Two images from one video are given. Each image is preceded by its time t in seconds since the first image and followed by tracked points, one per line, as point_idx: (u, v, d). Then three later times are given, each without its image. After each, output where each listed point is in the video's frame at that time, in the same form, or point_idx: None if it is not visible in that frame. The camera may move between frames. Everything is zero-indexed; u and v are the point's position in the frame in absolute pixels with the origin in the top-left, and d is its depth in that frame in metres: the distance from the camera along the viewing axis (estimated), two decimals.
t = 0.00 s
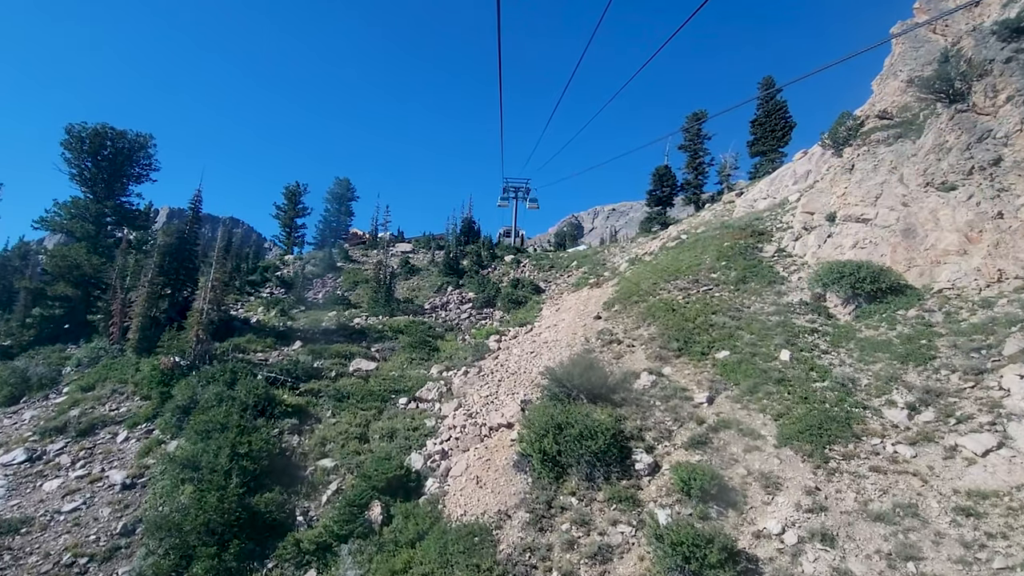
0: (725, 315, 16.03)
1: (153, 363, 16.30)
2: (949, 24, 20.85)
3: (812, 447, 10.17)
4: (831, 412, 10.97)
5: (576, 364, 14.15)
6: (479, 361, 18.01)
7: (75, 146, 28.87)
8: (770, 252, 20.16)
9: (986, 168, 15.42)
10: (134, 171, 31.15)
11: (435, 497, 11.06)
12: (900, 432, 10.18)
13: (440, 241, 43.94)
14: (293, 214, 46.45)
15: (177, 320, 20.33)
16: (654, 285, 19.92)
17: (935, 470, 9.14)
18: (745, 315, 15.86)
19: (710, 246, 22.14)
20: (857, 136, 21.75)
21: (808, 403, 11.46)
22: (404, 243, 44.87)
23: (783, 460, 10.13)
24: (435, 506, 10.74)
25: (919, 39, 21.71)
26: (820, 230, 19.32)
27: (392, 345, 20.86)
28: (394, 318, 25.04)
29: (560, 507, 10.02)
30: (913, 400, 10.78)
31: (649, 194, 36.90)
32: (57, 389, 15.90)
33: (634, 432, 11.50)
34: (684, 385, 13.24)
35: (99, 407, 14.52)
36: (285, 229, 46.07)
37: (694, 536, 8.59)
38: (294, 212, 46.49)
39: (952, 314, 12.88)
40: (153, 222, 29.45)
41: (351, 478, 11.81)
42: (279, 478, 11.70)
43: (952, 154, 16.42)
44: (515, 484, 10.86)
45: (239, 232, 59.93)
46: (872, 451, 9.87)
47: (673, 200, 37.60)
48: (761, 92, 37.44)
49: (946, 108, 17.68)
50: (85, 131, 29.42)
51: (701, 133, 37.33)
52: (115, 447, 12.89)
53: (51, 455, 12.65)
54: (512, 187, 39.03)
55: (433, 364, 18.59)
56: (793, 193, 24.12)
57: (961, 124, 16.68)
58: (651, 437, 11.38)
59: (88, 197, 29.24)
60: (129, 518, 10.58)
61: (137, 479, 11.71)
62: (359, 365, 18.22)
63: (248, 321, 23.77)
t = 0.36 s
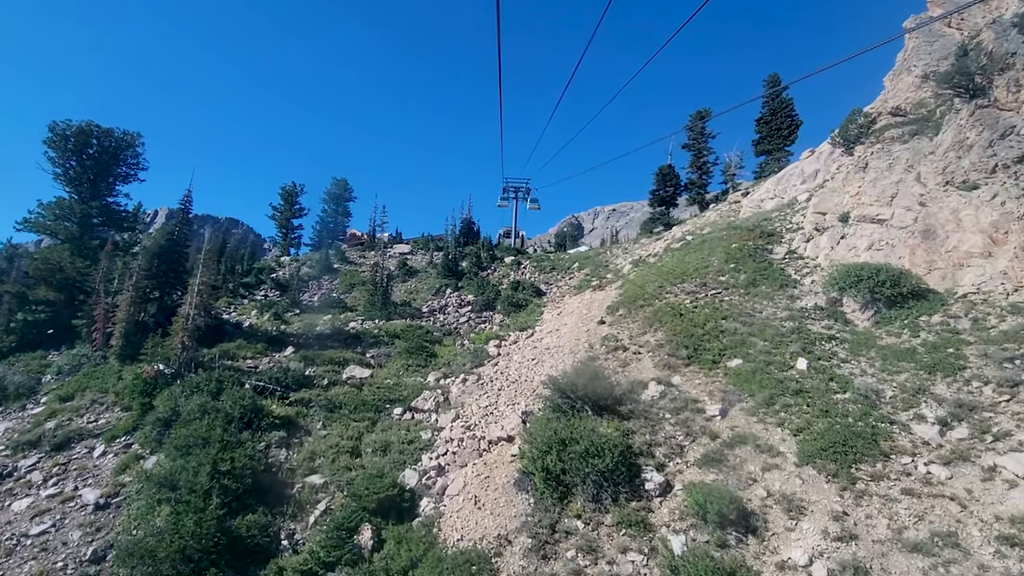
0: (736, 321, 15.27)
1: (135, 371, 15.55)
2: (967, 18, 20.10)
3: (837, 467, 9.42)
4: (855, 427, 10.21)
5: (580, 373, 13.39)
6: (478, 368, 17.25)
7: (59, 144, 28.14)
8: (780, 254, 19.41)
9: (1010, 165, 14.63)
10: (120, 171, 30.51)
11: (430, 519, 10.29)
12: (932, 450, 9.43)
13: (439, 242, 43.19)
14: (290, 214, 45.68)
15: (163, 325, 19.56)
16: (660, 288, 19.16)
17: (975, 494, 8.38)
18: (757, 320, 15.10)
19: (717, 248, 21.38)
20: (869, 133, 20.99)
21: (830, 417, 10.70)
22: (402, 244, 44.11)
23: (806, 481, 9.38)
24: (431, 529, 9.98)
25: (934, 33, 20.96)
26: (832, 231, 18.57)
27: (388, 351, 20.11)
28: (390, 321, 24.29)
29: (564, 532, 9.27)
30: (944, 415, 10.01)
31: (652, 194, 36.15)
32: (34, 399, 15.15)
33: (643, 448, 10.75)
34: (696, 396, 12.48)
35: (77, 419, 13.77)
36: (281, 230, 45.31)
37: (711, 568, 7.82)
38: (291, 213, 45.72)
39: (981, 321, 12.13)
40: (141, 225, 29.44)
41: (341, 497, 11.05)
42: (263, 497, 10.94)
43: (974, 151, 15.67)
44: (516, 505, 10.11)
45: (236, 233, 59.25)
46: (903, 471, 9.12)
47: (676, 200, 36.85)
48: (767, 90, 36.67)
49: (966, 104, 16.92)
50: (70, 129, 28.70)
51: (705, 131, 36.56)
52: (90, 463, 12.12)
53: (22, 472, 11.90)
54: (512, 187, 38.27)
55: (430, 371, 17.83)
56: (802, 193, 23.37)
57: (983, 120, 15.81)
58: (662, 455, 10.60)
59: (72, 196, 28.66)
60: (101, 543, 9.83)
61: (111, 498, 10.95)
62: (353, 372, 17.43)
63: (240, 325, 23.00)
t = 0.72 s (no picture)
0: (747, 327, 14.52)
1: (115, 380, 14.79)
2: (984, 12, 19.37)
3: (864, 490, 8.67)
4: (882, 446, 9.46)
5: (584, 383, 12.62)
6: (477, 376, 16.49)
7: (42, 142, 27.39)
8: (790, 256, 18.67)
9: None
10: (105, 171, 29.92)
11: (423, 545, 9.53)
12: (968, 471, 8.68)
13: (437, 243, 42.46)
14: (286, 214, 44.91)
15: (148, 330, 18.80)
16: (666, 292, 18.42)
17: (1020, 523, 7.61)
18: (770, 327, 14.34)
19: (724, 250, 20.65)
20: (881, 131, 20.26)
21: (854, 434, 9.95)
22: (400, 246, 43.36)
23: (832, 505, 8.63)
24: (424, 556, 9.23)
25: (949, 28, 20.23)
26: (845, 232, 17.84)
27: (383, 356, 19.34)
28: (387, 326, 23.54)
29: (569, 561, 8.53)
30: (979, 433, 9.26)
31: (654, 194, 35.43)
32: (9, 411, 14.40)
33: (653, 466, 10.00)
34: (708, 409, 11.72)
35: (51, 432, 13.02)
36: (277, 231, 44.55)
37: None
38: (286, 213, 44.95)
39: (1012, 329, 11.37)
40: (128, 227, 28.90)
41: (328, 519, 10.29)
42: (244, 520, 10.18)
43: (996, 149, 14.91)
44: (517, 531, 9.35)
45: (233, 234, 58.55)
46: (937, 496, 8.37)
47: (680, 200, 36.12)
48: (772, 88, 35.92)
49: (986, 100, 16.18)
50: (52, 127, 27.94)
51: (709, 130, 35.83)
52: (61, 481, 11.36)
53: None
54: (512, 187, 37.55)
55: (426, 379, 17.08)
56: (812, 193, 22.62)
57: (1005, 115, 14.72)
58: (673, 475, 9.85)
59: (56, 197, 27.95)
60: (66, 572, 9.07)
61: (81, 522, 10.20)
62: (345, 381, 16.65)
63: (230, 330, 22.24)
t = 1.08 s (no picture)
0: (760, 335, 13.75)
1: (92, 390, 14.04)
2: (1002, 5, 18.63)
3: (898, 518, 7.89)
4: (914, 467, 8.69)
5: (588, 394, 11.85)
6: (475, 384, 15.72)
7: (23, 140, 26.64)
8: (801, 259, 17.93)
9: None
10: (90, 171, 29.28)
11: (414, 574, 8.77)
12: (1011, 496, 7.91)
13: (436, 244, 41.70)
14: (282, 214, 44.14)
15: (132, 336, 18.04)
16: (672, 296, 17.66)
17: None
18: (784, 334, 13.58)
19: (732, 252, 19.91)
20: (895, 129, 19.53)
21: (882, 453, 9.18)
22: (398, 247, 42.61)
23: (863, 535, 7.86)
24: None
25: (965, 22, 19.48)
26: (859, 234, 17.10)
27: (378, 363, 18.57)
28: (382, 330, 22.78)
29: None
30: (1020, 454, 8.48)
31: (657, 194, 34.70)
32: None
33: (664, 488, 9.26)
34: (722, 424, 10.95)
35: (22, 446, 12.27)
36: (273, 231, 43.79)
37: None
38: (283, 213, 44.17)
39: None
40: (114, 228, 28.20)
41: (313, 544, 9.52)
42: (222, 545, 9.41)
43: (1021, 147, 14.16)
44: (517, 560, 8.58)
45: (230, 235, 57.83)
46: (979, 525, 7.60)
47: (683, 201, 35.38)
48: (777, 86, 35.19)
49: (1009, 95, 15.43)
50: (34, 124, 27.18)
51: (713, 129, 35.09)
52: (28, 500, 10.60)
53: None
54: (512, 187, 36.81)
55: (421, 387, 16.30)
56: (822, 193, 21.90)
57: None
58: (686, 499, 9.09)
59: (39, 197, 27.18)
60: None
61: (47, 546, 9.46)
62: (337, 389, 15.88)
63: (220, 334, 21.49)
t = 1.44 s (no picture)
0: (773, 341, 13.07)
1: (71, 399, 13.36)
2: None
3: (937, 546, 7.19)
4: (950, 489, 8.00)
5: (593, 405, 11.17)
6: (473, 392, 15.04)
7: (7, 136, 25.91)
8: (812, 260, 17.25)
9: None
10: (75, 169, 28.52)
11: None
12: None
13: (434, 245, 40.98)
14: (278, 214, 43.44)
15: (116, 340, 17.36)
16: (678, 300, 16.97)
17: None
18: (799, 340, 12.88)
19: (740, 253, 19.22)
20: (909, 126, 18.84)
21: (913, 473, 8.49)
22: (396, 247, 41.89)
23: (897, 565, 7.17)
24: None
25: (982, 15, 18.78)
26: (873, 234, 16.42)
27: (373, 368, 17.89)
28: (378, 333, 22.11)
29: None
30: None
31: (660, 193, 33.98)
32: None
33: (676, 510, 8.58)
34: (737, 438, 10.26)
35: None
36: (269, 231, 43.08)
37: None
38: (279, 212, 43.48)
39: None
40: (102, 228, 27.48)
41: (298, 569, 8.84)
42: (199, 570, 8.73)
43: None
44: None
45: (228, 235, 57.14)
46: None
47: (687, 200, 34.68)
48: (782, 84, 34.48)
49: None
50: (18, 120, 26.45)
51: (717, 127, 34.39)
52: None
53: None
54: (511, 186, 36.14)
55: (417, 394, 15.62)
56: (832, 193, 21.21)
57: None
58: (700, 522, 8.41)
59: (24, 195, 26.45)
60: None
61: (12, 571, 8.77)
62: (329, 397, 15.20)
63: (210, 338, 20.80)
